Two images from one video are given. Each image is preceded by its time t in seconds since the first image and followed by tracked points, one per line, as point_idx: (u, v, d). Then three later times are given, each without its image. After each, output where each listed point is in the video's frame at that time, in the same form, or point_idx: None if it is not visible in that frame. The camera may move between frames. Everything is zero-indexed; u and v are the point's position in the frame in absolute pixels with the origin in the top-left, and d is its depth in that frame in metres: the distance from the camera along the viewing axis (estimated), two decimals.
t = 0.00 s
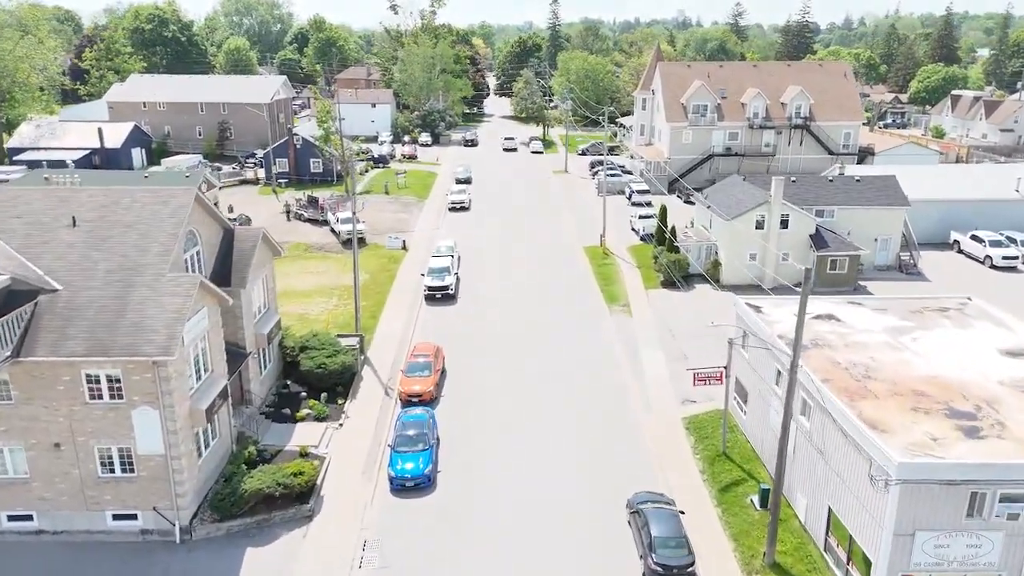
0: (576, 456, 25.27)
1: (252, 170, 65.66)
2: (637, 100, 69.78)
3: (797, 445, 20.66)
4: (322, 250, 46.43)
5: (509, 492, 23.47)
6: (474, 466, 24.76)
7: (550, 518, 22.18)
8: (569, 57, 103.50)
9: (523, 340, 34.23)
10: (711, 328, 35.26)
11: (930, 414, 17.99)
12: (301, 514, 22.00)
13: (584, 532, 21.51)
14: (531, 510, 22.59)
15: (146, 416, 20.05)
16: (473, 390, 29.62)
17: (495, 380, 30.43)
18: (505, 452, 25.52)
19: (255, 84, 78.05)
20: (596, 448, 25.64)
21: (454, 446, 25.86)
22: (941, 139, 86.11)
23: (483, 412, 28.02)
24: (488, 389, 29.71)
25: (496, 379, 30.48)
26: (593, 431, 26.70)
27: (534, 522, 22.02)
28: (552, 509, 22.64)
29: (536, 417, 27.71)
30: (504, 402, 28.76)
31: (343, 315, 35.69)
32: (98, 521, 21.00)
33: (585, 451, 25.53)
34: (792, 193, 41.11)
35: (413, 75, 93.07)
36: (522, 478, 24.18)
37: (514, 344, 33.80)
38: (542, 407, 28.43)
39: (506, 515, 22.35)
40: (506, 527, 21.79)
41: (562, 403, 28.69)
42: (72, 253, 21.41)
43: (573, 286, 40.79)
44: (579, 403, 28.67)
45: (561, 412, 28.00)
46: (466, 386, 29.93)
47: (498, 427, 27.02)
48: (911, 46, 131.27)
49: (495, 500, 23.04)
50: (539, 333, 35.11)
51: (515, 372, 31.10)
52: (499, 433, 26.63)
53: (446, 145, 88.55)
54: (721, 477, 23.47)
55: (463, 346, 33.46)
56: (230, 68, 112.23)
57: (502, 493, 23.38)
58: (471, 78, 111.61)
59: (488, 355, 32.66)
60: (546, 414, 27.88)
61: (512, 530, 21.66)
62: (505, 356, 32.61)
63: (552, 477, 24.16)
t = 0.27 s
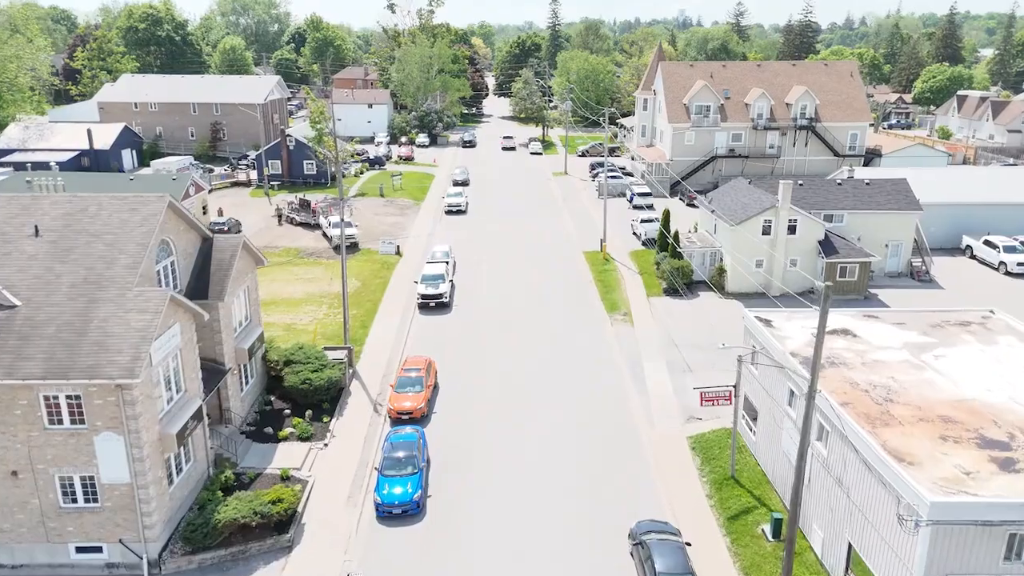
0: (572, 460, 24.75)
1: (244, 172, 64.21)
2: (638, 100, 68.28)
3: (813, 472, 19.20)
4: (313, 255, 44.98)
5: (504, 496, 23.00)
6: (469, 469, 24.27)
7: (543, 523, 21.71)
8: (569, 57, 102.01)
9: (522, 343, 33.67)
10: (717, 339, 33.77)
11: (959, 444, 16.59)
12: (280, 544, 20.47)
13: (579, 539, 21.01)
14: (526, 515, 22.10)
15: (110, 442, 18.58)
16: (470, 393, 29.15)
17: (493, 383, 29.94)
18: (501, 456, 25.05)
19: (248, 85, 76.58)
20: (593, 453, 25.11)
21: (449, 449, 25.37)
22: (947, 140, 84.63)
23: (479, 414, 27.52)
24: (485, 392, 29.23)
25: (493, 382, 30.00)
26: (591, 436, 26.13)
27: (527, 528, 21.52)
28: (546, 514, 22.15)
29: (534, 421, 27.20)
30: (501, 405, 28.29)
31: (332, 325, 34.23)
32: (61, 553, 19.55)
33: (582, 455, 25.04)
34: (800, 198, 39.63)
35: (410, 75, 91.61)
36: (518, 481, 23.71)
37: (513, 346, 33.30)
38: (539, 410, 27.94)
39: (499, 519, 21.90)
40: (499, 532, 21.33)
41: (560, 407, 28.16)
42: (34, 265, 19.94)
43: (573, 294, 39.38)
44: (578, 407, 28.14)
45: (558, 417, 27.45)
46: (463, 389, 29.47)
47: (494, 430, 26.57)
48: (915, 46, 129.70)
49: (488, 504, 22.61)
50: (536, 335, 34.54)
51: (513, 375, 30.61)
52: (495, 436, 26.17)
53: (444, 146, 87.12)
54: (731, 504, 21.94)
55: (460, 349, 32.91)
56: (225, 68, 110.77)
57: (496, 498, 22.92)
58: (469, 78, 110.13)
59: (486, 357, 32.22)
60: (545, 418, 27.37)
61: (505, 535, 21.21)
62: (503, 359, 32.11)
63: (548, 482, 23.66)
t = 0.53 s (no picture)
0: (568, 464, 24.52)
1: (234, 174, 62.77)
2: (637, 101, 66.84)
3: (826, 506, 17.78)
4: (302, 261, 43.56)
5: (499, 498, 22.80)
6: (464, 472, 24.08)
7: (538, 525, 21.50)
8: (568, 57, 100.56)
9: (518, 346, 33.33)
10: (720, 352, 32.31)
11: (987, 482, 15.21)
12: None
13: (575, 542, 20.74)
14: (521, 518, 21.88)
15: (64, 475, 17.15)
16: (467, 395, 28.95)
17: (490, 386, 29.72)
18: (496, 458, 24.84)
19: (240, 85, 75.19)
20: (589, 457, 24.85)
21: (445, 451, 25.18)
22: (952, 142, 83.18)
23: (476, 417, 27.33)
24: (481, 395, 28.99)
25: (491, 384, 29.79)
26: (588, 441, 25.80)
27: (522, 530, 21.31)
28: (542, 516, 21.95)
29: (531, 423, 27.04)
30: (498, 407, 28.11)
31: (318, 337, 32.82)
32: None
33: (578, 458, 24.81)
34: (805, 203, 38.22)
35: (406, 76, 90.16)
36: (513, 483, 23.53)
37: (510, 349, 33.02)
38: (536, 413, 27.71)
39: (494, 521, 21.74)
40: (493, 535, 21.12)
41: (557, 410, 27.92)
42: None
43: (570, 303, 38.04)
44: (574, 410, 27.92)
45: (555, 421, 27.17)
46: (459, 393, 29.24)
47: (491, 432, 26.37)
48: (917, 46, 128.11)
49: (483, 506, 22.42)
50: (534, 339, 34.16)
51: (510, 377, 30.43)
52: (491, 439, 25.99)
53: (440, 148, 85.68)
54: (739, 536, 20.48)
55: (455, 353, 32.47)
56: (219, 68, 109.28)
57: (491, 500, 22.74)
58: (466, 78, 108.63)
59: (483, 360, 31.99)
60: (541, 420, 27.17)
61: (500, 538, 21.03)
62: (500, 362, 31.88)
63: (544, 485, 23.43)
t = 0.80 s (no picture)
0: (565, 464, 24.09)
1: (224, 175, 61.41)
2: (636, 101, 65.44)
3: (839, 537, 16.36)
4: (289, 266, 42.17)
5: (495, 498, 22.39)
6: (459, 472, 23.66)
7: (536, 525, 21.09)
8: (566, 56, 99.21)
9: (515, 347, 32.74)
10: (721, 363, 30.93)
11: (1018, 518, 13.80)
12: None
13: (574, 542, 20.31)
14: (518, 517, 21.47)
15: (9, 506, 15.75)
16: (462, 396, 28.51)
17: (486, 387, 29.28)
18: (492, 458, 24.44)
19: (232, 85, 73.84)
20: (587, 457, 24.42)
21: (439, 451, 24.76)
22: (957, 141, 81.81)
23: (471, 417, 26.92)
24: (476, 396, 28.54)
25: (486, 385, 29.33)
26: (586, 442, 25.34)
27: (519, 530, 20.89)
28: (538, 516, 21.53)
29: (527, 423, 26.65)
30: (494, 407, 27.69)
31: (302, 346, 31.44)
32: None
33: (576, 459, 24.37)
34: (809, 205, 36.84)
35: (402, 75, 88.78)
36: (509, 483, 23.11)
37: (506, 350, 32.51)
38: (532, 414, 27.29)
39: (491, 521, 21.33)
40: (489, 535, 20.69)
41: (553, 411, 27.49)
42: None
43: (565, 309, 36.66)
44: (570, 411, 27.48)
45: (552, 421, 26.74)
46: (454, 395, 28.76)
47: (486, 432, 26.00)
48: (920, 46, 126.71)
49: (479, 506, 21.99)
50: (531, 340, 33.56)
51: (506, 378, 29.99)
52: (487, 439, 25.59)
53: (436, 148, 84.30)
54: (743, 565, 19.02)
55: (448, 355, 31.81)
56: (213, 67, 107.95)
57: (486, 500, 22.32)
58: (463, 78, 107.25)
59: (479, 360, 31.49)
60: (538, 421, 26.72)
61: (497, 537, 20.63)
62: (497, 362, 31.40)
63: (541, 485, 23.01)
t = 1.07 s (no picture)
0: (563, 465, 23.63)
1: (215, 177, 60.13)
2: (636, 100, 64.10)
3: None
4: (278, 270, 40.83)
5: (491, 499, 21.97)
6: (455, 472, 23.21)
7: (534, 525, 20.71)
8: (565, 55, 97.96)
9: (513, 348, 32.14)
10: (724, 374, 29.59)
11: None
12: None
13: (573, 544, 19.90)
14: (515, 518, 21.07)
15: None
16: (460, 396, 28.06)
17: (483, 387, 28.80)
18: (490, 458, 24.04)
19: (224, 85, 72.53)
20: (586, 458, 23.99)
21: (436, 451, 24.36)
22: (962, 142, 80.47)
23: (469, 417, 26.45)
24: (474, 396, 28.09)
25: (484, 385, 28.87)
26: (585, 443, 24.88)
27: (517, 530, 20.51)
28: (536, 517, 21.13)
29: (526, 423, 26.21)
30: (492, 407, 27.27)
31: (286, 357, 30.13)
32: None
33: (575, 459, 23.94)
34: (815, 209, 35.54)
35: (398, 75, 87.45)
36: (507, 483, 22.71)
37: (504, 350, 32.01)
38: (530, 413, 26.85)
39: (488, 520, 20.97)
40: (486, 535, 20.31)
41: (552, 410, 27.05)
42: None
43: (562, 317, 35.34)
44: (568, 411, 27.00)
45: (551, 422, 26.26)
46: (451, 395, 28.30)
47: (484, 432, 25.59)
48: (923, 45, 125.30)
49: (476, 506, 21.59)
50: (529, 340, 33.04)
51: (505, 377, 29.54)
52: (485, 438, 25.21)
53: (433, 148, 82.98)
54: None
55: (445, 357, 31.12)
56: (208, 67, 106.67)
57: (483, 500, 21.90)
58: (461, 77, 105.89)
59: (477, 360, 31.01)
60: (536, 422, 26.24)
61: (494, 537, 20.27)
62: (495, 362, 30.92)
63: (539, 485, 22.59)
